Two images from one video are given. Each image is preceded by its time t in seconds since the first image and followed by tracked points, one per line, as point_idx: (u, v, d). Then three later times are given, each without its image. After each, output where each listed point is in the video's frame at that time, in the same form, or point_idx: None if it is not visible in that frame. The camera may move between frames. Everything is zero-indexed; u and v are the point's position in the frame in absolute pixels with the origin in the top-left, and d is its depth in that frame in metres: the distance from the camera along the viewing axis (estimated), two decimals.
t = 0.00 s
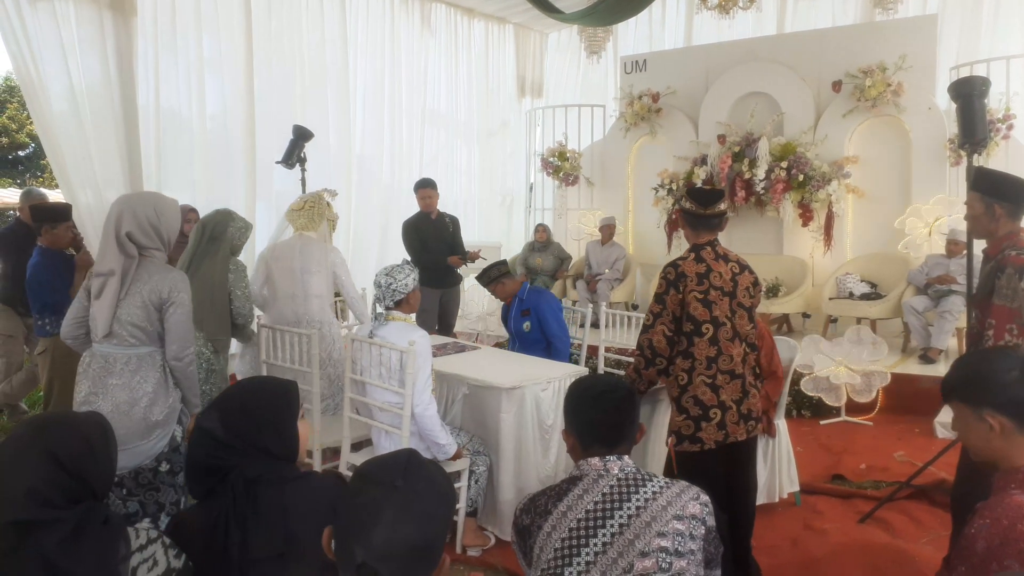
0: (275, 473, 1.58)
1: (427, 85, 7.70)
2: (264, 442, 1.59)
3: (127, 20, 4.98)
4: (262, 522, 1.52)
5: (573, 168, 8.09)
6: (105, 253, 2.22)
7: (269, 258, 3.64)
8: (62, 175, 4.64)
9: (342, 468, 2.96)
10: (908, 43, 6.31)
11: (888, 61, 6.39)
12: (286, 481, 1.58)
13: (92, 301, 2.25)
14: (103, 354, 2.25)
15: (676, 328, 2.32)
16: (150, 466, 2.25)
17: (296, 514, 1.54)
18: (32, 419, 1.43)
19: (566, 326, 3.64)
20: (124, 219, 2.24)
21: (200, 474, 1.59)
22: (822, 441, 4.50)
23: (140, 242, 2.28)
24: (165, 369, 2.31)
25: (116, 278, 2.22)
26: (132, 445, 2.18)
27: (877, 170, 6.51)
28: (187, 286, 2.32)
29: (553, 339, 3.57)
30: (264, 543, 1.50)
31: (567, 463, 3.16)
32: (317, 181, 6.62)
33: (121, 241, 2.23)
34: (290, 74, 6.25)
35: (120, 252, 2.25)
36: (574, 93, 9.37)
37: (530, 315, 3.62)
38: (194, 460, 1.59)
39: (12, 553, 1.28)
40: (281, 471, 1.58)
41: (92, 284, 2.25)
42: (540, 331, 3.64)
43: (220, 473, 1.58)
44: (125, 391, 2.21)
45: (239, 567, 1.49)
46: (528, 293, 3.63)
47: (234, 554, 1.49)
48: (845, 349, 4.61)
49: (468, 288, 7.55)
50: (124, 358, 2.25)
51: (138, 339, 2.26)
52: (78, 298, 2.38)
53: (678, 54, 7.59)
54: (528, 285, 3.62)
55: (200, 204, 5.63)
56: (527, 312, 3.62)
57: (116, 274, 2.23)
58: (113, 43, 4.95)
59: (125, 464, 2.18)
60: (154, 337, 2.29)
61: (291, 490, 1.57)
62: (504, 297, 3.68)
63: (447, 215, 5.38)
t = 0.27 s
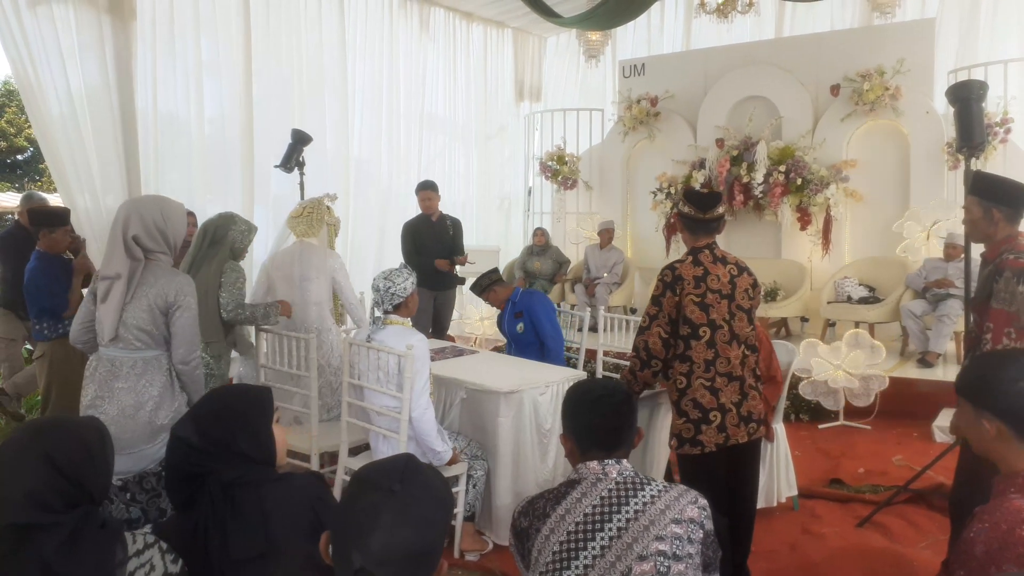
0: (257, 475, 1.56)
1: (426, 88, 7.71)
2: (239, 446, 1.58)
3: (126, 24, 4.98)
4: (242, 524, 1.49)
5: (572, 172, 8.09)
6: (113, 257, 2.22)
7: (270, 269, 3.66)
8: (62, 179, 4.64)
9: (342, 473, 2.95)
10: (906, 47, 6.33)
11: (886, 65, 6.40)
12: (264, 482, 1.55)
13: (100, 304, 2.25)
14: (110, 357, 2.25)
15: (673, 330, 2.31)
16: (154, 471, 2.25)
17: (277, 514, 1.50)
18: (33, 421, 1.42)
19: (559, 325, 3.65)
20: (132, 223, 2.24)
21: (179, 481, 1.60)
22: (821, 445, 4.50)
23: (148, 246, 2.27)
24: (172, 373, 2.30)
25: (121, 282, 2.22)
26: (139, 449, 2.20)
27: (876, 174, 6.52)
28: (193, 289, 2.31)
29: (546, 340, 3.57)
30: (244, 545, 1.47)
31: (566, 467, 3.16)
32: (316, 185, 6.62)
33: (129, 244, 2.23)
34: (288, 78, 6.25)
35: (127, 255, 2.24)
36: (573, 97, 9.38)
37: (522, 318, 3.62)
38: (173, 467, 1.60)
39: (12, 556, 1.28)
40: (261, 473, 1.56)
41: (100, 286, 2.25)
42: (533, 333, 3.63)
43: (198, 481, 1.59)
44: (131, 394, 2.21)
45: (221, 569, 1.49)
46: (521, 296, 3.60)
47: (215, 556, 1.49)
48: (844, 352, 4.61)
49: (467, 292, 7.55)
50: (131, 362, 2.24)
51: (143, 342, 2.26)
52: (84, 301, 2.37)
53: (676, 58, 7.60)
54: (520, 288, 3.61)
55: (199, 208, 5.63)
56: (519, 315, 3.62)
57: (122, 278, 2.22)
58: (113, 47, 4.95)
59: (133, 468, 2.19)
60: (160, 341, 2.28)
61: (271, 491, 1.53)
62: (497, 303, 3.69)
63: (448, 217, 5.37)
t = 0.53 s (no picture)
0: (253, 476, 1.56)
1: (426, 89, 7.71)
2: (235, 445, 1.58)
3: (126, 25, 4.98)
4: (239, 523, 1.49)
5: (572, 173, 8.09)
6: (113, 257, 2.22)
7: (281, 274, 3.65)
8: (62, 179, 4.65)
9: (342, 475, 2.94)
10: (906, 49, 6.33)
11: (887, 67, 6.40)
12: (261, 482, 1.55)
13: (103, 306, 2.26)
14: (115, 359, 2.26)
15: (673, 326, 2.31)
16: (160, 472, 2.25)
17: (275, 515, 1.51)
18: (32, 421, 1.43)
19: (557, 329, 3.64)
20: (135, 220, 2.24)
21: (176, 483, 1.60)
22: (821, 446, 4.50)
23: (148, 245, 2.27)
24: (176, 374, 2.31)
25: (121, 284, 2.22)
26: (145, 450, 2.20)
27: (876, 176, 6.52)
28: (194, 290, 2.30)
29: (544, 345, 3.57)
30: (241, 544, 1.47)
31: (566, 469, 3.16)
32: (316, 185, 6.62)
33: (131, 242, 2.23)
34: (289, 79, 6.25)
35: (127, 255, 2.24)
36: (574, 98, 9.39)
37: (521, 321, 3.61)
38: (169, 468, 1.60)
39: (11, 555, 1.27)
40: (257, 472, 1.56)
41: (102, 287, 2.26)
42: (531, 336, 3.63)
43: (195, 482, 1.58)
44: (135, 396, 2.22)
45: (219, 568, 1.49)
46: (520, 299, 3.59)
47: (213, 556, 1.49)
48: (844, 354, 4.61)
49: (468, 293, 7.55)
50: (135, 363, 2.25)
51: (147, 344, 2.26)
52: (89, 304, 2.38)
53: (677, 59, 7.61)
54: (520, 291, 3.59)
55: (199, 208, 5.63)
56: (519, 318, 3.61)
57: (121, 279, 2.22)
58: (113, 48, 4.96)
59: (139, 469, 2.19)
60: (163, 342, 2.28)
61: (268, 490, 1.53)
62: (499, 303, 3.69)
63: (442, 217, 5.39)
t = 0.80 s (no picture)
0: (258, 478, 1.55)
1: (426, 93, 7.73)
2: (240, 448, 1.55)
3: (126, 29, 5.00)
4: (244, 526, 1.49)
5: (572, 176, 8.09)
6: (113, 262, 2.23)
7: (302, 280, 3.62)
8: (62, 183, 4.66)
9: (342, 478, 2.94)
10: (906, 51, 6.34)
11: (887, 70, 6.41)
12: (265, 485, 1.54)
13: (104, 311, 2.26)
14: (118, 365, 2.27)
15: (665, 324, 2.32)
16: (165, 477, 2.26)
17: (280, 517, 1.50)
18: (31, 425, 1.43)
19: (557, 342, 3.65)
20: (133, 221, 2.24)
21: (181, 485, 1.58)
22: (822, 449, 4.49)
23: (147, 248, 2.27)
24: (179, 378, 2.31)
25: (120, 288, 2.22)
26: (150, 456, 2.21)
27: (876, 179, 6.53)
28: (192, 294, 2.30)
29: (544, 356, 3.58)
30: (246, 547, 1.47)
31: (566, 472, 3.16)
32: (316, 189, 6.62)
33: (129, 244, 2.23)
34: (289, 82, 6.26)
35: (125, 260, 2.24)
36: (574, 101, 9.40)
37: (522, 330, 3.62)
38: (174, 471, 1.58)
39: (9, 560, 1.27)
40: (262, 475, 1.55)
41: (101, 293, 2.27)
42: (531, 346, 3.65)
43: (199, 486, 1.57)
44: (138, 402, 2.22)
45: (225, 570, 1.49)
46: (522, 306, 3.60)
47: (220, 558, 1.49)
48: (844, 357, 4.61)
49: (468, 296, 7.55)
50: (138, 369, 2.26)
51: (150, 350, 2.27)
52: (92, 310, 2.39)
53: (677, 63, 7.62)
54: (523, 298, 3.59)
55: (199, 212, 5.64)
56: (519, 327, 3.62)
57: (120, 285, 2.22)
58: (113, 53, 4.97)
59: (143, 475, 2.20)
60: (165, 347, 2.29)
61: (272, 493, 1.53)
62: (502, 304, 3.69)
63: (430, 220, 5.31)
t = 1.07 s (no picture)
0: (262, 477, 1.51)
1: (425, 93, 7.73)
2: (244, 447, 1.52)
3: (124, 29, 4.99)
4: (248, 525, 1.44)
5: (570, 177, 8.10)
6: (108, 265, 2.21)
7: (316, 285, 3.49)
8: (60, 183, 4.66)
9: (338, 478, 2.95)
10: (904, 53, 6.35)
11: (884, 72, 6.42)
12: (267, 484, 1.50)
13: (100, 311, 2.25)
14: (115, 366, 2.27)
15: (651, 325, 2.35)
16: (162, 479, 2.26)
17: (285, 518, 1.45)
18: (24, 427, 1.42)
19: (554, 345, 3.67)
20: (129, 221, 2.23)
21: (183, 485, 1.54)
22: (819, 451, 4.49)
23: (143, 249, 2.27)
24: (176, 379, 2.32)
25: (117, 289, 2.20)
26: (147, 457, 2.21)
27: (874, 180, 6.53)
28: (189, 295, 2.30)
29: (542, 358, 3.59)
30: (251, 545, 1.42)
31: (564, 473, 3.16)
32: (314, 189, 6.63)
33: (126, 245, 2.23)
34: (287, 83, 6.26)
35: (121, 261, 2.23)
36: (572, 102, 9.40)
37: (519, 331, 3.61)
38: (177, 470, 1.54)
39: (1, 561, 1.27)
40: (265, 475, 1.51)
41: (98, 293, 2.25)
42: (529, 347, 3.64)
43: (203, 484, 1.53)
44: (135, 403, 2.22)
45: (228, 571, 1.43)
46: (519, 307, 3.63)
47: (223, 558, 1.43)
48: (842, 358, 4.60)
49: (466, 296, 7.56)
50: (135, 371, 2.26)
51: (146, 351, 2.27)
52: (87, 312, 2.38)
53: (675, 64, 7.63)
54: (521, 299, 3.62)
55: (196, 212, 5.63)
56: (517, 327, 3.62)
57: (117, 286, 2.21)
58: (111, 53, 4.96)
59: (142, 476, 2.21)
60: (161, 348, 2.29)
61: (274, 493, 1.49)
62: (499, 306, 3.68)
63: (419, 221, 5.29)
